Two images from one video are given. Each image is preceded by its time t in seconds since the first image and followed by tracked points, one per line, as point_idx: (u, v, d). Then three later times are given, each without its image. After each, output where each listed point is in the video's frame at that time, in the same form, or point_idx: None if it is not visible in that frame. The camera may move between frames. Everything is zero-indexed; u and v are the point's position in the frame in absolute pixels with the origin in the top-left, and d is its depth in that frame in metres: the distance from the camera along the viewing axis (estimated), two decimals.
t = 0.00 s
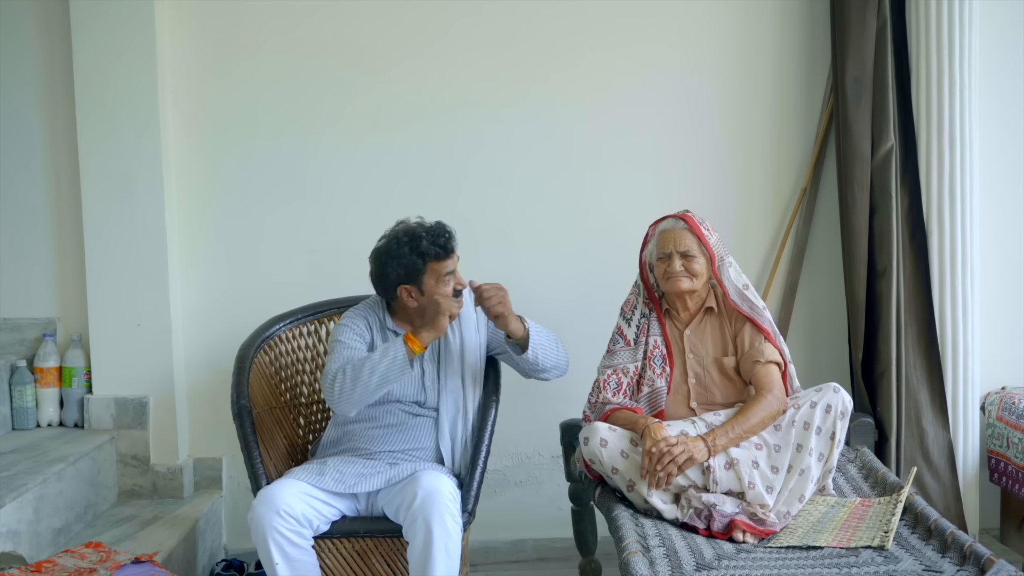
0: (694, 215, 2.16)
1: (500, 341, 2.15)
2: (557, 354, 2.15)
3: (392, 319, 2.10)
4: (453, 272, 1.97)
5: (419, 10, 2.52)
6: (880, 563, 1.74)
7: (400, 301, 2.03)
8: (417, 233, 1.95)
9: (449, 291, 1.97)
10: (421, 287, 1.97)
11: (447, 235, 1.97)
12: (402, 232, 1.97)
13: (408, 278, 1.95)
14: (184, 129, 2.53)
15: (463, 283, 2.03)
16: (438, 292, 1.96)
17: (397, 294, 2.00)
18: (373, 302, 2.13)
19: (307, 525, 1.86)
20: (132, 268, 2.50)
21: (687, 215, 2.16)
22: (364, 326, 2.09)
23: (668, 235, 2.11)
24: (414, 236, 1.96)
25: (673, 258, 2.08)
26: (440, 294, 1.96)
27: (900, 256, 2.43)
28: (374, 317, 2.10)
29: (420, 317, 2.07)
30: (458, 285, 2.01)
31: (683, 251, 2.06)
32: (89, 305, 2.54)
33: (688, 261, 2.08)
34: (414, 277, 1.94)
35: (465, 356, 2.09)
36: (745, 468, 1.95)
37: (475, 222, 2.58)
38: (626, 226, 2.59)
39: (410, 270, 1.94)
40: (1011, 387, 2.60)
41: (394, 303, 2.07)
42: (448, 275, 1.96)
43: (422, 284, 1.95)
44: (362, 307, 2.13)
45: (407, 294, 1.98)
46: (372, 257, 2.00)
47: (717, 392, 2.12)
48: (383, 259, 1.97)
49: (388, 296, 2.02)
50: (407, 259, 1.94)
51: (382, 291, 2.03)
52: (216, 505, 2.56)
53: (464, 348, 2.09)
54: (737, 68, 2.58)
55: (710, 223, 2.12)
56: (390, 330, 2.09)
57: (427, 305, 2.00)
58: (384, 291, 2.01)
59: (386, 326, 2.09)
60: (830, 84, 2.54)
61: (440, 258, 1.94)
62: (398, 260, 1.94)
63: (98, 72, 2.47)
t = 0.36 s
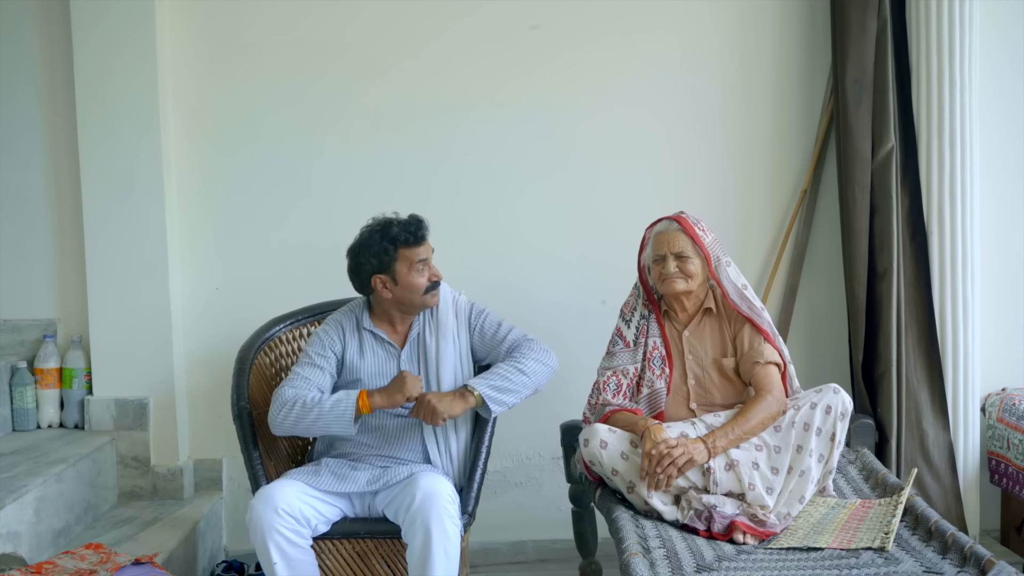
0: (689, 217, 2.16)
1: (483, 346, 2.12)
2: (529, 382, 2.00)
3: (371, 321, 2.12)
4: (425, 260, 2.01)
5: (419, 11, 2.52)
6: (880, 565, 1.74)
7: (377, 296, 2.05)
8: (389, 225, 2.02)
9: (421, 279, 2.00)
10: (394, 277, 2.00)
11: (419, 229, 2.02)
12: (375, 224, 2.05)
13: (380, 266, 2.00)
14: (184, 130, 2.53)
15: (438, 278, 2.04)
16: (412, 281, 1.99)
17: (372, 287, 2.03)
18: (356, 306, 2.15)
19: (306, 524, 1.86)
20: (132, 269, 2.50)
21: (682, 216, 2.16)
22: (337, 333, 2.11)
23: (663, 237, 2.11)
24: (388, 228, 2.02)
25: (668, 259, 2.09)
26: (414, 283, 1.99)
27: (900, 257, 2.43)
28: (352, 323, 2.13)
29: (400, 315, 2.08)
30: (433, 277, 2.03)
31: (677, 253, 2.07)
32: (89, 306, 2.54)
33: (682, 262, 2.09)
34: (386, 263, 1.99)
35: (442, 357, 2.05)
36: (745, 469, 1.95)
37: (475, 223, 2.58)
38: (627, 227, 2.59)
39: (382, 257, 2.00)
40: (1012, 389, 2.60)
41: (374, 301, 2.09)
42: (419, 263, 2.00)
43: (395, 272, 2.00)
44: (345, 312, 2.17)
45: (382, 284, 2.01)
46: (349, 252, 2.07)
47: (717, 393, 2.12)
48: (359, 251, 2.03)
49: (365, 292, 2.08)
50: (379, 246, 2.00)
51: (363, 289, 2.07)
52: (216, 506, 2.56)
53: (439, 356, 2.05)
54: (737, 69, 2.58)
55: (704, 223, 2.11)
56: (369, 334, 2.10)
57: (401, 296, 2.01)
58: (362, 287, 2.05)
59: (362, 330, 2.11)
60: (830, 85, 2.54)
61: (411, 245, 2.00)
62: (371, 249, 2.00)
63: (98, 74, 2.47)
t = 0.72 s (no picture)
0: (688, 218, 2.15)
1: (494, 352, 2.14)
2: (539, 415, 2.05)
3: (382, 321, 2.12)
4: (436, 262, 2.03)
5: (419, 10, 2.52)
6: (882, 566, 1.74)
7: (388, 298, 2.07)
8: (401, 227, 2.03)
9: (433, 280, 2.02)
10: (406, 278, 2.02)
11: (432, 233, 2.04)
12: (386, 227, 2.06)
13: (392, 268, 2.01)
14: (184, 130, 2.53)
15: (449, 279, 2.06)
16: (424, 282, 2.01)
17: (384, 289, 2.05)
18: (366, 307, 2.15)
19: (310, 526, 1.87)
20: (132, 270, 2.50)
21: (680, 218, 2.16)
22: (348, 336, 2.11)
23: (663, 239, 2.11)
24: (400, 230, 2.04)
25: (667, 261, 2.09)
26: (426, 285, 2.01)
27: (900, 258, 2.43)
28: (363, 323, 2.13)
29: (410, 317, 2.09)
30: (443, 279, 2.05)
31: (677, 254, 2.07)
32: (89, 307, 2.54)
33: (682, 263, 2.08)
34: (398, 265, 2.00)
35: (454, 361, 2.05)
36: (746, 470, 1.95)
37: (475, 224, 2.58)
38: (627, 228, 2.59)
39: (394, 259, 2.01)
40: (1012, 390, 2.60)
41: (385, 302, 2.10)
42: (431, 265, 2.02)
43: (407, 273, 2.01)
44: (356, 313, 2.17)
45: (394, 285, 2.03)
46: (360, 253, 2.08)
47: (717, 393, 2.12)
48: (371, 254, 2.04)
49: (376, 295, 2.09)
50: (391, 248, 2.02)
51: (373, 290, 2.08)
52: (216, 507, 2.56)
53: (451, 360, 2.05)
54: (736, 69, 2.57)
55: (704, 224, 2.11)
56: (379, 334, 2.11)
57: (413, 297, 2.03)
58: (373, 289, 2.07)
59: (373, 333, 2.11)
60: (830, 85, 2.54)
61: (423, 246, 2.02)
62: (383, 251, 2.02)
63: (98, 74, 2.47)
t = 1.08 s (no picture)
0: (689, 218, 2.16)
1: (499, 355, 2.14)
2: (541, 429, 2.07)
3: (391, 316, 2.14)
4: (439, 261, 2.02)
5: (419, 10, 2.52)
6: (880, 565, 1.75)
7: (395, 293, 2.09)
8: (408, 225, 2.04)
9: (434, 280, 2.01)
10: (409, 275, 2.03)
11: (441, 231, 2.04)
12: (397, 223, 2.08)
13: (395, 263, 2.04)
14: (184, 130, 2.53)
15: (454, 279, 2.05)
16: (425, 281, 2.01)
17: (391, 283, 2.08)
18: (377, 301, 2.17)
19: (303, 527, 1.87)
20: (132, 270, 2.50)
21: (682, 217, 2.16)
22: (356, 331, 2.12)
23: (664, 238, 2.11)
24: (407, 228, 2.04)
25: (668, 260, 2.09)
26: (426, 284, 2.01)
27: (899, 258, 2.43)
28: (371, 317, 2.15)
29: (416, 314, 2.10)
30: (448, 279, 2.03)
31: (677, 254, 2.07)
32: (89, 307, 2.54)
33: (683, 263, 2.09)
34: (401, 261, 2.02)
35: (459, 362, 2.06)
36: (745, 470, 1.95)
37: (474, 224, 2.58)
38: (626, 228, 2.60)
39: (398, 255, 2.03)
40: (1011, 389, 2.60)
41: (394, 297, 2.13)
42: (434, 265, 2.02)
43: (409, 271, 2.02)
44: (365, 307, 2.18)
45: (397, 281, 2.05)
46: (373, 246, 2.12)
47: (717, 392, 2.13)
48: (379, 248, 2.08)
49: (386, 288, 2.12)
50: (395, 244, 2.04)
51: (383, 284, 2.12)
52: (215, 507, 2.56)
53: (456, 358, 2.06)
54: (736, 69, 2.58)
55: (705, 224, 2.12)
56: (386, 327, 2.12)
57: (414, 295, 2.03)
58: (383, 282, 2.11)
59: (379, 327, 2.12)
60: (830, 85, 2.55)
61: (427, 246, 2.01)
62: (388, 247, 2.05)
63: (98, 74, 2.47)
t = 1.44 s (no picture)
0: (682, 216, 2.16)
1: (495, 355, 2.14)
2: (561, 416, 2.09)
3: (395, 314, 2.11)
4: (428, 264, 1.98)
5: (412, 9, 2.52)
6: (870, 563, 1.75)
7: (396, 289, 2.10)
8: (406, 225, 2.01)
9: (422, 282, 1.98)
10: (401, 274, 2.02)
11: (441, 231, 2.02)
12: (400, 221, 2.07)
13: (389, 262, 2.03)
14: (175, 129, 2.53)
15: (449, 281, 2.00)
16: (413, 282, 1.99)
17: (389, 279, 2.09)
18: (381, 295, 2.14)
19: (291, 526, 1.87)
20: (123, 268, 2.50)
21: (675, 215, 2.16)
22: (368, 323, 2.09)
23: (657, 237, 2.11)
24: (403, 228, 2.02)
25: (661, 258, 2.09)
26: (414, 285, 1.99)
27: (890, 256, 2.44)
28: (377, 312, 2.12)
29: (413, 314, 2.08)
30: (438, 282, 1.99)
31: (671, 252, 2.07)
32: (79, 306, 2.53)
33: (676, 261, 2.09)
34: (393, 260, 2.01)
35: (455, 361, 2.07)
36: (736, 468, 1.95)
37: (466, 223, 2.58)
38: (618, 226, 2.59)
39: (391, 254, 2.02)
40: (1001, 388, 2.61)
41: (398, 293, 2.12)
42: (424, 267, 1.98)
43: (401, 269, 2.01)
44: (369, 302, 2.14)
45: (393, 277, 2.05)
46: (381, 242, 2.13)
47: (708, 391, 2.13)
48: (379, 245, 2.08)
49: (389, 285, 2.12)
50: (390, 244, 2.02)
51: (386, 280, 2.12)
52: (206, 506, 2.56)
53: (454, 358, 2.07)
54: (728, 67, 2.58)
55: (699, 222, 2.12)
56: (390, 324, 2.10)
57: (403, 294, 2.02)
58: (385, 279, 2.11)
59: (385, 322, 2.10)
60: (822, 84, 2.55)
61: (418, 247, 1.98)
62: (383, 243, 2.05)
63: (89, 73, 2.46)
